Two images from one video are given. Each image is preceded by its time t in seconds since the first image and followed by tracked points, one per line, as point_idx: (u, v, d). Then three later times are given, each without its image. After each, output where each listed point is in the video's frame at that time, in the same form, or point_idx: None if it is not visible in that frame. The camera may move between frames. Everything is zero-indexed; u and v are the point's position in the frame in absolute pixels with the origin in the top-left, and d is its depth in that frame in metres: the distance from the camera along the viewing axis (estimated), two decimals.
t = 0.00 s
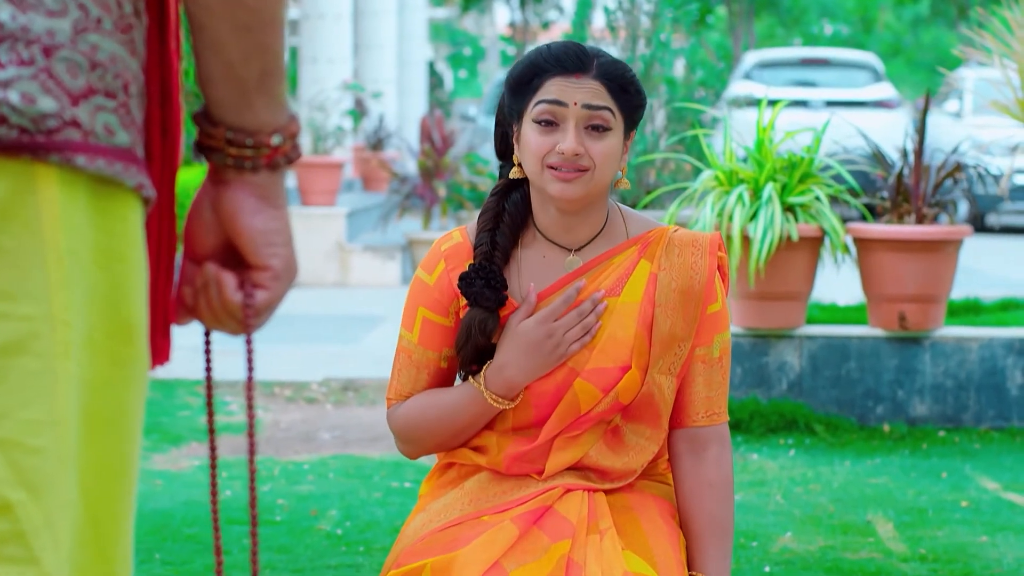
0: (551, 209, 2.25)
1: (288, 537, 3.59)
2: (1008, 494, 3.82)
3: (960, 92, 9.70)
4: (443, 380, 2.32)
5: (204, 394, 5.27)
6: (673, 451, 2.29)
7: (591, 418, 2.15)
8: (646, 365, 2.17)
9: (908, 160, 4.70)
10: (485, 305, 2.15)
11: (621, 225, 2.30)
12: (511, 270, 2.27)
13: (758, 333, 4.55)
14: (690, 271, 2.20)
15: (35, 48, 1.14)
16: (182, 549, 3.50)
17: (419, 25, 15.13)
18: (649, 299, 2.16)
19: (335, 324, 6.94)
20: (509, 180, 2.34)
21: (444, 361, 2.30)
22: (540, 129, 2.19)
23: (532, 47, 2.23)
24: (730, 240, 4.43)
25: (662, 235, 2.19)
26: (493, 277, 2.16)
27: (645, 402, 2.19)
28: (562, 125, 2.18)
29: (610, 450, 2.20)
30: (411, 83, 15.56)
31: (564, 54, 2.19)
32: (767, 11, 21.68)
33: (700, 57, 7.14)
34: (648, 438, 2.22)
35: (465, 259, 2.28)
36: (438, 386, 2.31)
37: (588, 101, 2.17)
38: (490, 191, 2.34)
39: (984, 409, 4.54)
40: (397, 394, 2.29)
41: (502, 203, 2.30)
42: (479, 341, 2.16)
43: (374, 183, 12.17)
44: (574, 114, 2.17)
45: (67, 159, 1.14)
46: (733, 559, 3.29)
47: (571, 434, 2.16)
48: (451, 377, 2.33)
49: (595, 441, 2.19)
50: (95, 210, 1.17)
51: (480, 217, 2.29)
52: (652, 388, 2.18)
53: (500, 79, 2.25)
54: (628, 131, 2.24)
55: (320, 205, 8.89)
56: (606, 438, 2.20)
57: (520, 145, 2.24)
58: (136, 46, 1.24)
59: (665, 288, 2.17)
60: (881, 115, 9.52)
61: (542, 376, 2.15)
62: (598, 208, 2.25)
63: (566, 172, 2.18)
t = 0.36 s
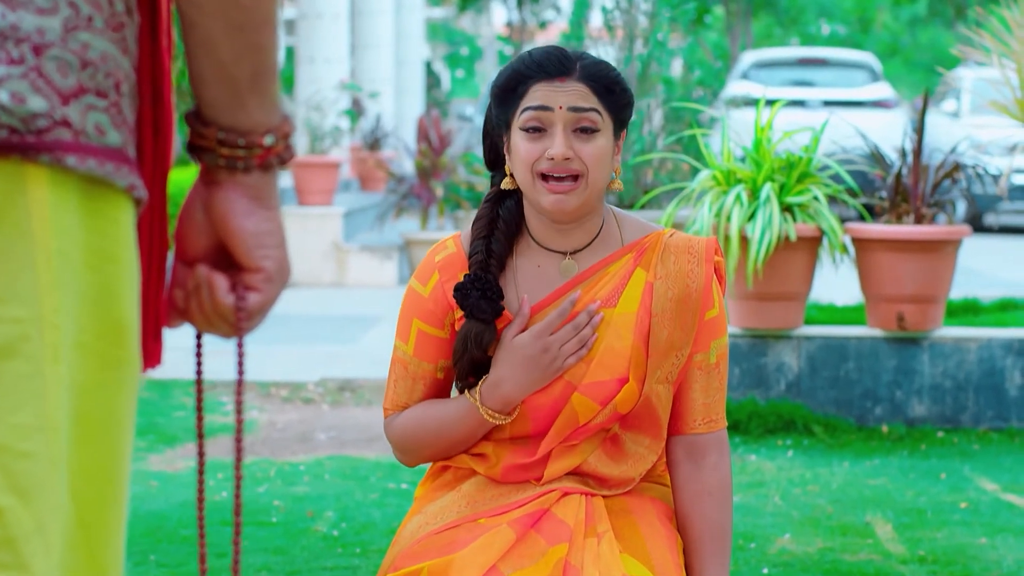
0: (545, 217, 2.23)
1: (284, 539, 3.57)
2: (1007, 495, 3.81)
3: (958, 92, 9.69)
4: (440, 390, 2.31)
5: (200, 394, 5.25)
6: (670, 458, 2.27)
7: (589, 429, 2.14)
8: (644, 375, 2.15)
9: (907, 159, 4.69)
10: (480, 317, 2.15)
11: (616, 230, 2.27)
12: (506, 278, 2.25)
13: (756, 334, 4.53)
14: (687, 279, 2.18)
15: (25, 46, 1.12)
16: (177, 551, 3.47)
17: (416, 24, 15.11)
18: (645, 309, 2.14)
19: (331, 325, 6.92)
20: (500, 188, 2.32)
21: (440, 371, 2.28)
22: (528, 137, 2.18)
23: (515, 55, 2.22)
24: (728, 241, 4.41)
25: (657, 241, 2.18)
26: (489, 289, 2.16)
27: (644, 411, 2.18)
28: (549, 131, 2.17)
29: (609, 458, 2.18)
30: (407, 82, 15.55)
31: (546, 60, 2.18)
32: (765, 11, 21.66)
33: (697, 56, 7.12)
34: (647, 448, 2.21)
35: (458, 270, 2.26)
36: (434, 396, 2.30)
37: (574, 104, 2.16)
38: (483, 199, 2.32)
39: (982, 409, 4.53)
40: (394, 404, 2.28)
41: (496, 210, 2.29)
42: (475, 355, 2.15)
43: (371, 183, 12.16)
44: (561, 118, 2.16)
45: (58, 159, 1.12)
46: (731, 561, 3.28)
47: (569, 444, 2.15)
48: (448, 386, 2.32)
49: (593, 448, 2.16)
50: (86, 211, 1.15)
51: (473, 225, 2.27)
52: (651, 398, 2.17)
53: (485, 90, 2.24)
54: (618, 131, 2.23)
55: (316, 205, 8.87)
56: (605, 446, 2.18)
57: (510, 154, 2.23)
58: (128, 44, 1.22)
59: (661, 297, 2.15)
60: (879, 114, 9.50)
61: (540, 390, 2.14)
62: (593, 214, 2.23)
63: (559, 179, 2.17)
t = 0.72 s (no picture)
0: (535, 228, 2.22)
1: (280, 541, 3.56)
2: (1006, 496, 3.79)
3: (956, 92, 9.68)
4: (439, 408, 2.30)
5: (197, 395, 5.23)
6: (668, 465, 2.26)
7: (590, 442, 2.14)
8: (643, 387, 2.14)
9: (905, 159, 4.68)
10: (478, 338, 2.13)
11: (608, 238, 2.25)
12: (500, 296, 2.24)
13: (755, 335, 4.52)
14: (681, 287, 2.16)
15: (14, 45, 1.11)
16: (173, 552, 3.46)
17: (414, 24, 15.10)
18: (641, 320, 2.13)
19: (328, 325, 6.90)
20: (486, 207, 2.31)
21: (438, 391, 2.28)
22: (511, 150, 2.16)
23: (484, 73, 2.21)
24: (726, 242, 4.40)
25: (650, 249, 2.16)
26: (485, 309, 2.14)
27: (645, 420, 2.18)
28: (532, 141, 2.15)
29: (608, 462, 2.17)
30: (406, 83, 15.55)
31: (517, 71, 2.17)
32: (762, 11, 21.66)
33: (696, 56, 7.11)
34: (648, 455, 2.20)
35: (451, 289, 2.24)
36: (433, 415, 2.30)
37: (551, 110, 2.14)
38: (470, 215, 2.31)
39: (982, 410, 4.52)
40: (392, 425, 2.29)
41: (484, 226, 2.27)
42: (473, 375, 2.15)
43: (369, 183, 12.15)
44: (541, 126, 2.14)
45: (48, 159, 1.10)
46: (729, 562, 3.26)
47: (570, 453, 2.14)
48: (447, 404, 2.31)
49: (593, 451, 2.16)
50: (76, 214, 1.14)
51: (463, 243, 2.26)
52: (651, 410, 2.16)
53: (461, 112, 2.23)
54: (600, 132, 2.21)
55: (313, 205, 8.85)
56: (603, 450, 2.17)
57: (496, 170, 2.21)
58: (119, 43, 1.20)
59: (657, 307, 2.13)
60: (877, 114, 9.49)
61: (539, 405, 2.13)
62: (585, 221, 2.21)
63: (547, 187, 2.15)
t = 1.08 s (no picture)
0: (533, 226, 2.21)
1: (279, 542, 3.54)
2: (1008, 498, 3.78)
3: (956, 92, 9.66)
4: (438, 405, 2.29)
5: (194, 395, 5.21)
6: (667, 465, 2.24)
7: (588, 439, 2.13)
8: (641, 384, 2.12)
9: (906, 159, 4.66)
10: (473, 331, 2.11)
11: (608, 233, 2.24)
12: (499, 293, 2.22)
13: (754, 335, 4.50)
14: (680, 285, 2.14)
15: (5, 43, 1.09)
16: (170, 554, 3.44)
17: (413, 24, 15.07)
18: (640, 317, 2.11)
19: (326, 325, 6.88)
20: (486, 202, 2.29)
21: (435, 387, 2.26)
22: (508, 154, 2.15)
23: (481, 73, 2.19)
24: (725, 242, 4.38)
25: (650, 247, 2.15)
26: (480, 302, 2.12)
27: (644, 419, 2.16)
28: (528, 146, 2.13)
29: (606, 461, 2.17)
30: (404, 82, 15.54)
31: (513, 75, 2.14)
32: (762, 11, 21.64)
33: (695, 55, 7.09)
34: (646, 454, 2.19)
35: (450, 284, 2.23)
36: (431, 412, 2.28)
37: (548, 116, 2.12)
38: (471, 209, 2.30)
39: (983, 411, 4.50)
40: (389, 422, 2.27)
41: (483, 222, 2.26)
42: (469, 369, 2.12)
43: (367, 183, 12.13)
44: (538, 132, 2.12)
45: (39, 160, 1.09)
46: (730, 564, 3.25)
47: (568, 449, 2.13)
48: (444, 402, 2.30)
49: (591, 450, 2.15)
50: (68, 215, 1.12)
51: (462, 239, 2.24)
52: (650, 407, 2.14)
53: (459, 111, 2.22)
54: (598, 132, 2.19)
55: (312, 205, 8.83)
56: (601, 449, 2.16)
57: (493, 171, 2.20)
58: (112, 41, 1.18)
59: (656, 305, 2.12)
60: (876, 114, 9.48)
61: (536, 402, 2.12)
62: (585, 219, 2.20)
63: (544, 194, 2.14)
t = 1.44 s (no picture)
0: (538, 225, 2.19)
1: (276, 545, 3.52)
2: (1009, 500, 3.76)
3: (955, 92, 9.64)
4: (440, 405, 2.26)
5: (192, 397, 5.19)
6: (670, 467, 2.22)
7: (590, 440, 2.10)
8: (644, 385, 2.11)
9: (906, 160, 4.64)
10: (480, 331, 2.09)
11: (612, 234, 2.22)
12: (502, 292, 2.20)
13: (754, 336, 4.49)
14: (686, 285, 2.13)
15: None
16: (167, 557, 3.42)
17: (411, 23, 15.05)
18: (644, 317, 2.09)
19: (324, 326, 6.86)
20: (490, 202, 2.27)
21: (435, 387, 2.24)
22: (513, 149, 2.13)
23: (481, 71, 2.17)
24: (725, 242, 4.36)
25: (655, 246, 2.13)
26: (487, 301, 2.10)
27: (647, 421, 2.14)
28: (534, 140, 2.11)
29: (608, 465, 2.14)
30: (403, 82, 15.53)
31: (515, 69, 2.12)
32: (761, 11, 21.62)
33: (695, 54, 7.07)
34: (648, 457, 2.17)
35: (452, 283, 2.20)
36: (432, 412, 2.26)
37: (552, 108, 2.10)
38: (474, 209, 2.28)
39: (983, 412, 4.48)
40: (390, 421, 2.25)
41: (487, 221, 2.24)
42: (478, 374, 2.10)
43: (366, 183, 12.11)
44: (543, 124, 2.10)
45: (29, 160, 1.07)
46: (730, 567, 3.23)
47: (570, 451, 2.11)
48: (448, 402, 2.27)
49: (593, 453, 2.13)
50: (58, 216, 1.10)
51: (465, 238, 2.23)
52: (653, 408, 2.13)
53: (460, 112, 2.19)
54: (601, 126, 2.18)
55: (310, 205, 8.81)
56: (603, 452, 2.14)
57: (498, 169, 2.18)
58: (104, 40, 1.16)
59: (660, 306, 2.10)
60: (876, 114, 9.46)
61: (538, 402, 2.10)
62: (589, 216, 2.18)
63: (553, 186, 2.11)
